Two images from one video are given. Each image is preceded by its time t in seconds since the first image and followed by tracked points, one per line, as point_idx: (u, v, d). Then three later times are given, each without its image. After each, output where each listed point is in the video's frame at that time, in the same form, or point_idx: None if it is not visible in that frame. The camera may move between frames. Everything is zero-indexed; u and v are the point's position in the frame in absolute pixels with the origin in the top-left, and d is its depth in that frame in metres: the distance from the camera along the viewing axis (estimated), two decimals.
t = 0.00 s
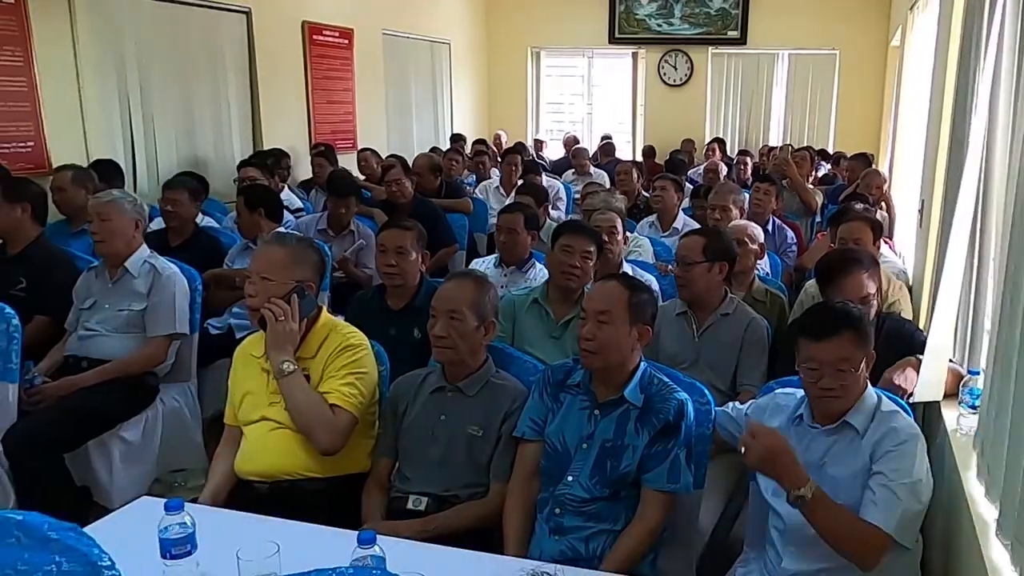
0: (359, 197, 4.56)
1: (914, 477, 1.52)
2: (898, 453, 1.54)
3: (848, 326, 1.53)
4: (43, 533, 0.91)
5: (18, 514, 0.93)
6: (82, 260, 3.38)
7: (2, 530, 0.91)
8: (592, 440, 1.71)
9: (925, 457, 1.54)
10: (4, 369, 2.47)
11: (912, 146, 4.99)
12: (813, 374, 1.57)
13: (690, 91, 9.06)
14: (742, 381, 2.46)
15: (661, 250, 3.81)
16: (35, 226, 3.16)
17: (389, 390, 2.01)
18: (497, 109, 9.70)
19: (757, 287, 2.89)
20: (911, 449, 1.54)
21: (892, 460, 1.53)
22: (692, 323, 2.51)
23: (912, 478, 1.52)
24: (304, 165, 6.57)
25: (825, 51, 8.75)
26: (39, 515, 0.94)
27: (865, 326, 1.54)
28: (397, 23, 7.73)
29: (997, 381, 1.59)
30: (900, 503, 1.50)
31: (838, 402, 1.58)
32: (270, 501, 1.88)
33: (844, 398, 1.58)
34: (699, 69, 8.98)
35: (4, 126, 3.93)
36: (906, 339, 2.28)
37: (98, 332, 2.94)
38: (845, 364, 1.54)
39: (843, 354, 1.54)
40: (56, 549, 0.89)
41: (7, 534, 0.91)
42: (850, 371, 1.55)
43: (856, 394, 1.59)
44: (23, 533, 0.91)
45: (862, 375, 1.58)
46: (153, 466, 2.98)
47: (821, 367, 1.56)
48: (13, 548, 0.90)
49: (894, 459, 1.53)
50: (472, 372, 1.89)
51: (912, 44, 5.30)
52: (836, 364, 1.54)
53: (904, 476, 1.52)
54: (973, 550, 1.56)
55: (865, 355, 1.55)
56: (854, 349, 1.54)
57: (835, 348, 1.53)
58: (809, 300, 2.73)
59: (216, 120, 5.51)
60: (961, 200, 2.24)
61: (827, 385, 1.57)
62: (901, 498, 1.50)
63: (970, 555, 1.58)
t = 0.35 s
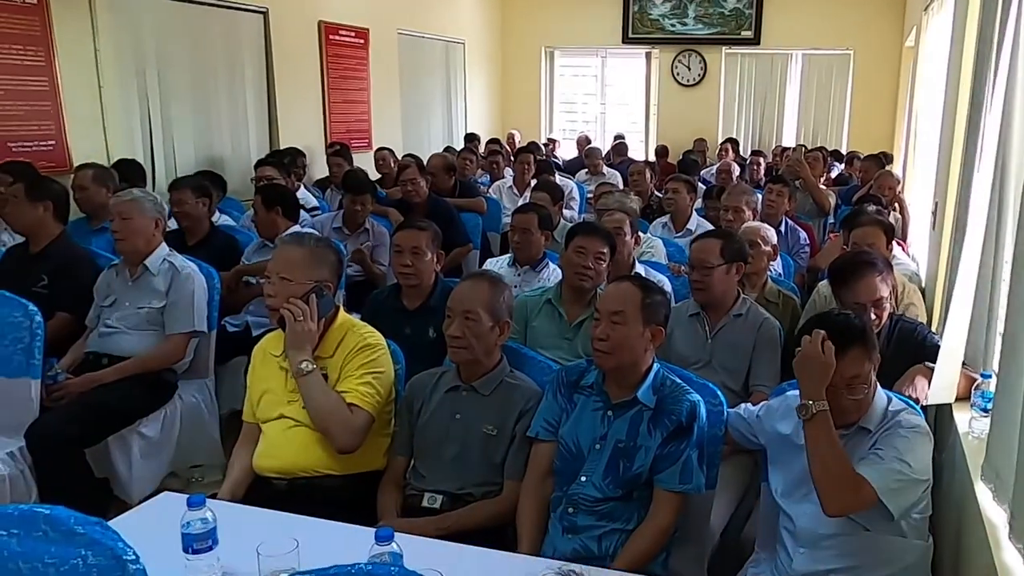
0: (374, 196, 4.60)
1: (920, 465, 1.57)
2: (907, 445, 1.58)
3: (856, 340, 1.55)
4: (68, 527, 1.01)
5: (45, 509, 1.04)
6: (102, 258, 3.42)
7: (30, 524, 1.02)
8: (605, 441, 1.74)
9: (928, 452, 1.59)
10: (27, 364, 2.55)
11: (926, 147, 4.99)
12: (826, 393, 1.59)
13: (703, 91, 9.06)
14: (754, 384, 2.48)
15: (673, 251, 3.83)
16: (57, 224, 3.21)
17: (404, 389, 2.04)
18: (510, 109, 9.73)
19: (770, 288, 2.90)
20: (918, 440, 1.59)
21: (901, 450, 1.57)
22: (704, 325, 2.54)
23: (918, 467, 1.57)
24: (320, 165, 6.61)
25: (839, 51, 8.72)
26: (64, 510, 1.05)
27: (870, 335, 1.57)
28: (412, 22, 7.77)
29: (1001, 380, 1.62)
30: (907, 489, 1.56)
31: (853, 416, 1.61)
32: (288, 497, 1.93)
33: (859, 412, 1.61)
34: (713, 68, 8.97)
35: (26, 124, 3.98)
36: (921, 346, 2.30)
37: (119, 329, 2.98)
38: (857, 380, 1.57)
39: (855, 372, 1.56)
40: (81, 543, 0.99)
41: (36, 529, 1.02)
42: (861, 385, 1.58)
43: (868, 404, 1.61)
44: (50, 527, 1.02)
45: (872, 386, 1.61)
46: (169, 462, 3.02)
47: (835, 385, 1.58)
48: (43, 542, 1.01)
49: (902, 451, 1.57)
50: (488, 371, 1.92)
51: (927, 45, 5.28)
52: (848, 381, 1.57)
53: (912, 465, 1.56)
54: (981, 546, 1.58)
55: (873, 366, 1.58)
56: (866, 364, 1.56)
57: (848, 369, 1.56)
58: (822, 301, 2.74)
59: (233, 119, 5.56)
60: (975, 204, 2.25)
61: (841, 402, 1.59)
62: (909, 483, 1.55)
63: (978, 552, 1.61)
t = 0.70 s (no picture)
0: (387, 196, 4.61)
1: (936, 475, 1.56)
2: (921, 454, 1.57)
3: (869, 353, 1.54)
4: (82, 532, 1.01)
5: (59, 513, 1.04)
6: (117, 258, 3.44)
7: (44, 529, 1.02)
8: (617, 448, 1.74)
9: (944, 463, 1.58)
10: (42, 364, 2.56)
11: (942, 149, 4.95)
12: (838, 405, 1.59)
13: (716, 92, 9.03)
14: (767, 389, 2.47)
15: (686, 253, 3.83)
16: (73, 224, 3.23)
17: (417, 393, 2.04)
18: (523, 108, 9.73)
19: (784, 292, 2.89)
20: (934, 451, 1.57)
21: (915, 459, 1.56)
22: (718, 329, 2.53)
23: (933, 476, 1.55)
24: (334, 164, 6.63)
25: (853, 51, 8.67)
26: (78, 514, 1.05)
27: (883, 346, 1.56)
28: (426, 22, 7.77)
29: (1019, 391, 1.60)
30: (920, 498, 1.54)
31: (866, 427, 1.61)
32: (302, 500, 1.93)
33: (872, 422, 1.61)
34: (726, 68, 8.93)
35: (43, 124, 4.01)
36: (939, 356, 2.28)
37: (133, 330, 3.00)
38: (869, 392, 1.57)
39: (866, 384, 1.56)
40: (95, 549, 1.00)
41: (50, 534, 1.02)
42: (876, 396, 1.58)
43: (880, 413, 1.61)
44: (63, 532, 1.02)
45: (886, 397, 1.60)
46: (182, 462, 3.04)
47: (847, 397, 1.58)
48: (57, 547, 1.01)
49: (916, 460, 1.56)
50: (500, 375, 1.92)
51: (943, 47, 5.24)
52: (860, 392, 1.57)
53: (927, 474, 1.55)
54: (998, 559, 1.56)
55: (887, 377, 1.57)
56: (878, 376, 1.56)
57: (859, 381, 1.56)
58: (837, 307, 2.73)
59: (248, 119, 5.58)
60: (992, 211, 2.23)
61: (854, 413, 1.59)
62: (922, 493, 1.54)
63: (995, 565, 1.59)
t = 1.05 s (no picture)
0: (399, 193, 4.60)
1: (952, 474, 1.54)
2: (938, 453, 1.55)
3: (883, 350, 1.53)
4: (93, 526, 1.01)
5: (70, 507, 1.04)
6: (131, 253, 3.45)
7: (56, 523, 1.03)
8: (631, 446, 1.73)
9: (963, 461, 1.56)
10: (55, 359, 2.57)
11: (957, 148, 4.91)
12: (854, 402, 1.58)
13: (729, 90, 8.99)
14: (780, 390, 2.45)
15: (698, 251, 3.81)
16: (88, 220, 3.24)
17: (427, 389, 2.04)
18: (535, 107, 9.72)
19: (798, 291, 2.87)
20: (951, 450, 1.56)
21: (931, 458, 1.55)
22: (732, 328, 2.51)
23: (949, 475, 1.54)
24: (347, 162, 6.63)
25: (867, 49, 8.61)
26: (89, 509, 1.05)
27: (898, 344, 1.54)
28: (439, 19, 7.77)
29: None
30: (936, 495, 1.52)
31: (881, 425, 1.60)
32: (314, 496, 1.93)
33: (887, 419, 1.60)
34: (739, 67, 8.89)
35: (58, 120, 4.03)
36: (958, 357, 2.24)
37: (145, 325, 3.00)
38: (885, 387, 1.55)
39: (882, 380, 1.55)
40: (106, 543, 1.00)
41: (62, 528, 1.02)
42: (891, 394, 1.56)
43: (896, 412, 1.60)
44: (75, 526, 1.02)
45: (902, 395, 1.59)
46: (194, 458, 3.04)
47: (862, 394, 1.56)
48: (68, 541, 1.02)
49: (932, 459, 1.55)
50: (512, 372, 1.91)
51: (959, 45, 5.19)
52: (876, 388, 1.56)
53: (943, 473, 1.54)
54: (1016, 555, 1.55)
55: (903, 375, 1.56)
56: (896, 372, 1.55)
57: (875, 376, 1.55)
58: (852, 306, 2.71)
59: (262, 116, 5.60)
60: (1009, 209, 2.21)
61: (869, 410, 1.58)
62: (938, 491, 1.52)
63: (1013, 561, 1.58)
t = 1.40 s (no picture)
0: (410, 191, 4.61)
1: (970, 492, 1.50)
2: (956, 469, 1.52)
3: (898, 328, 1.58)
4: (108, 524, 1.02)
5: (85, 505, 1.05)
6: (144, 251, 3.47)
7: (71, 521, 1.04)
8: (643, 446, 1.72)
9: (986, 475, 1.51)
10: (69, 356, 2.58)
11: (971, 147, 4.88)
12: (853, 370, 1.60)
13: (740, 89, 8.95)
14: (792, 390, 2.44)
15: (710, 250, 3.80)
16: (102, 218, 3.26)
17: (440, 388, 2.04)
18: (546, 107, 9.72)
19: (810, 290, 2.86)
20: (968, 462, 1.52)
21: (948, 476, 1.52)
22: (745, 328, 2.51)
23: (973, 499, 1.49)
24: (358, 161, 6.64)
25: (879, 48, 8.56)
26: (104, 506, 1.06)
27: (919, 336, 1.58)
28: (450, 18, 7.77)
29: None
30: (960, 524, 1.49)
31: (875, 408, 1.59)
32: (327, 494, 1.94)
33: (881, 405, 1.58)
34: (750, 66, 8.86)
35: (73, 119, 4.05)
36: (974, 357, 2.22)
37: (159, 322, 3.01)
38: (886, 360, 1.56)
39: (887, 351, 1.57)
40: (120, 541, 1.00)
41: (77, 525, 1.03)
42: (893, 374, 1.57)
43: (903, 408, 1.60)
44: (90, 524, 1.03)
45: (906, 389, 1.58)
46: (207, 455, 3.06)
47: (864, 364, 1.58)
48: (84, 538, 1.02)
49: (952, 477, 1.52)
50: (524, 371, 1.91)
51: (973, 43, 5.16)
52: (877, 361, 1.57)
53: (962, 496, 1.50)
54: None
55: (912, 364, 1.57)
56: (902, 353, 1.56)
57: (882, 345, 1.57)
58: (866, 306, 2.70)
59: (274, 114, 5.61)
60: None
61: (861, 379, 1.59)
62: (959, 522, 1.49)
63: None
